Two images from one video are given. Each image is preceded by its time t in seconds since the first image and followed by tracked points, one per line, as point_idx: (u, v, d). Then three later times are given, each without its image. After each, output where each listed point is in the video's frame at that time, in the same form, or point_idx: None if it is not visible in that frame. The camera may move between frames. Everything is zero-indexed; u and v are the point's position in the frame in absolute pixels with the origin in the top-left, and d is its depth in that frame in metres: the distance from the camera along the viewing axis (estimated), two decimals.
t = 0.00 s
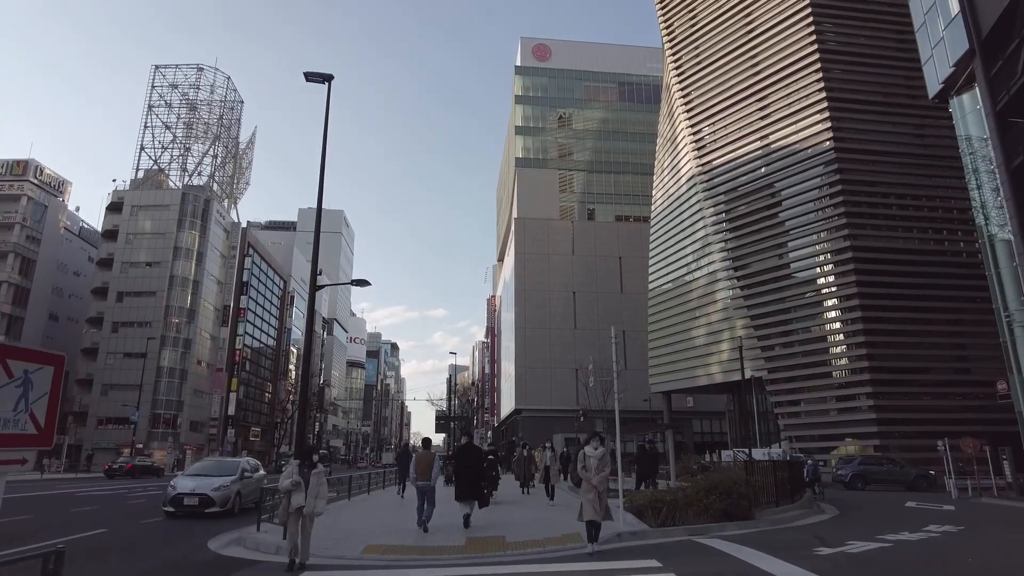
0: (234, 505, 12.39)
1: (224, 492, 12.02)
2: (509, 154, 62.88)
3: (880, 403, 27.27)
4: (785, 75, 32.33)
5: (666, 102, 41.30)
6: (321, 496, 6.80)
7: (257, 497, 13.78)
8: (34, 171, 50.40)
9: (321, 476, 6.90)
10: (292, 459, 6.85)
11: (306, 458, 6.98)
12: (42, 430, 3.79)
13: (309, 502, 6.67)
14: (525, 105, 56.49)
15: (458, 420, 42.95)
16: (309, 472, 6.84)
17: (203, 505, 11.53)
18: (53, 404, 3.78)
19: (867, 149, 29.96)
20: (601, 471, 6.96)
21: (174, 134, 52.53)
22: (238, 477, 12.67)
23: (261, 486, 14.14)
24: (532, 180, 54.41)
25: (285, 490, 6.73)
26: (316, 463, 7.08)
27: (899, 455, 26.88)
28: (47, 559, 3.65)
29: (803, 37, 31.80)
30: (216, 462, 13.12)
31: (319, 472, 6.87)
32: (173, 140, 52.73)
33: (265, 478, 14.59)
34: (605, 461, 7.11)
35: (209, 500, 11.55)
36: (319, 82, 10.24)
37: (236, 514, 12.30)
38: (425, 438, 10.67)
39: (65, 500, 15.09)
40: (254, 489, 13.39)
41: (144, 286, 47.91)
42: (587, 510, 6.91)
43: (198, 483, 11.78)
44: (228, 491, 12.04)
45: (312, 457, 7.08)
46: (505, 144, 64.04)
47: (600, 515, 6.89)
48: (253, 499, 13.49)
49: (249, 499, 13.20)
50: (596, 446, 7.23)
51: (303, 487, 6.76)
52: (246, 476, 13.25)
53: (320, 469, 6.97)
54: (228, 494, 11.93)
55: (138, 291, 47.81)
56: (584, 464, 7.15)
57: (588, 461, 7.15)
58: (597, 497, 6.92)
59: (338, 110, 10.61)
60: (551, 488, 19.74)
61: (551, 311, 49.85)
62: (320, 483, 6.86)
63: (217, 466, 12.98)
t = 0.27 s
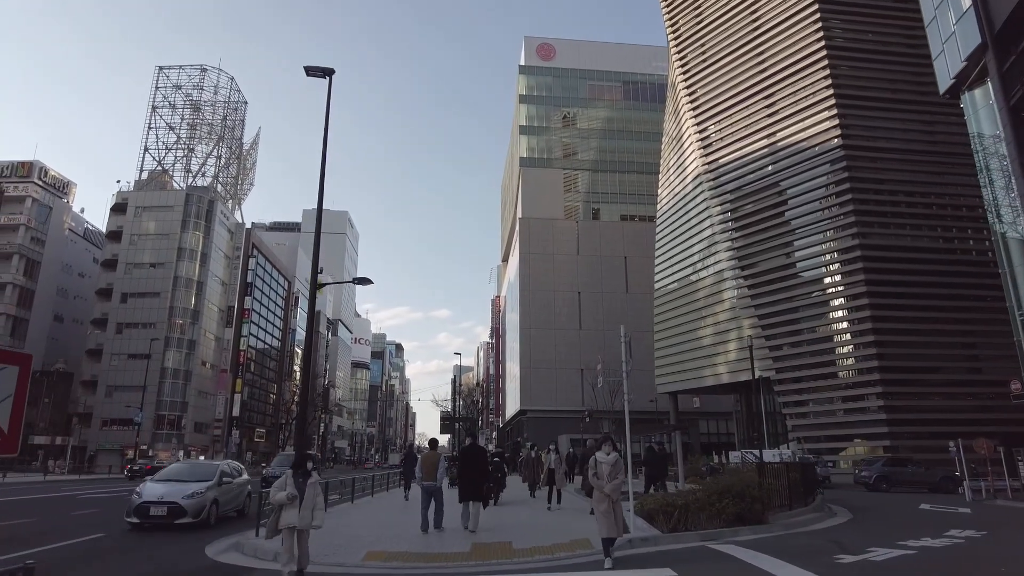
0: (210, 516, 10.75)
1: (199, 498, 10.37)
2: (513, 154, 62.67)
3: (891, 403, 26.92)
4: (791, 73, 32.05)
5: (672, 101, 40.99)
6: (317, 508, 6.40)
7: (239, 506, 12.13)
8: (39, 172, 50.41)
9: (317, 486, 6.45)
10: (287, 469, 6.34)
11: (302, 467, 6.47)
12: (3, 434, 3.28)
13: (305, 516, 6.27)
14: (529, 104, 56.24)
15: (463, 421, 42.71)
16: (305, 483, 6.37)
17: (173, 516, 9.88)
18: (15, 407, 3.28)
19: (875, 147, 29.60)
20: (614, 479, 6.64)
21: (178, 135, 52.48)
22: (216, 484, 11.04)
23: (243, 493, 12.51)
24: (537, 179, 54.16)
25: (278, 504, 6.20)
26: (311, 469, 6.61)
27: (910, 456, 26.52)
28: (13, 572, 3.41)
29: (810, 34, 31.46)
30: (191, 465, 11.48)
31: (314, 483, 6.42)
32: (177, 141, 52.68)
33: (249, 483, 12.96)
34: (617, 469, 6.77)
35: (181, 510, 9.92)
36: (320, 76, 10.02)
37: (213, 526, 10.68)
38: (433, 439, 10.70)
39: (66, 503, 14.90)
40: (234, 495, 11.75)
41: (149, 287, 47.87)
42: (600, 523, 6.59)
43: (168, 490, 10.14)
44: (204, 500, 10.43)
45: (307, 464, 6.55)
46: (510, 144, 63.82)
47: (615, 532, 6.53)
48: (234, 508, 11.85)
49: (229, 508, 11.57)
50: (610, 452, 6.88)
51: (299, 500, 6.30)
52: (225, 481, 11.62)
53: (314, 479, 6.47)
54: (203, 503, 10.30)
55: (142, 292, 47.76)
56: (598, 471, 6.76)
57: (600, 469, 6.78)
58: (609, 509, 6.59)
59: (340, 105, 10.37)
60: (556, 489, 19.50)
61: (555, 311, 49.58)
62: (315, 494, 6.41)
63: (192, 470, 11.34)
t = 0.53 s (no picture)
0: (178, 523, 9.58)
1: (166, 504, 9.20)
2: (517, 152, 62.47)
3: (900, 401, 26.58)
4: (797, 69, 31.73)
5: (677, 97, 40.69)
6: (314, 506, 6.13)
7: (214, 510, 10.95)
8: (43, 172, 50.44)
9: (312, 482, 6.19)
10: (280, 465, 6.10)
11: (296, 462, 6.23)
12: None
13: (301, 516, 5.98)
14: (533, 102, 56.00)
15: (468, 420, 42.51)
16: (299, 479, 6.11)
17: (131, 525, 8.70)
18: None
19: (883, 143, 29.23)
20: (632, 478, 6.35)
21: (182, 134, 52.46)
22: (187, 486, 9.87)
23: (221, 495, 11.35)
24: (541, 178, 53.93)
25: (270, 502, 5.94)
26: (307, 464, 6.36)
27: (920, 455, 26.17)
28: None
29: (818, 29, 31.10)
30: (160, 465, 10.29)
31: (309, 479, 6.18)
32: (181, 140, 52.63)
33: (228, 485, 11.78)
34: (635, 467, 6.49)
35: (142, 518, 8.75)
36: (322, 67, 9.83)
37: (181, 535, 9.51)
38: (446, 437, 10.71)
39: (66, 502, 14.78)
40: (207, 500, 10.58)
41: (152, 287, 47.87)
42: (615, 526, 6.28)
43: (128, 494, 8.96)
44: (171, 506, 9.26)
45: (301, 458, 6.30)
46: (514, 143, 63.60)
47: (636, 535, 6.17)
48: (209, 513, 10.68)
49: (201, 513, 10.40)
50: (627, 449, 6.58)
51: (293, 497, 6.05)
52: (198, 483, 10.45)
53: (308, 475, 6.22)
54: (169, 509, 9.14)
55: (146, 291, 47.75)
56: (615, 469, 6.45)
57: (617, 467, 6.48)
58: (627, 511, 6.28)
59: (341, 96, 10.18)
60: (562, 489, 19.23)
61: (560, 309, 49.34)
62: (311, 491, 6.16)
63: (161, 470, 10.16)
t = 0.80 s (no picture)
0: (136, 536, 8.45)
1: (120, 515, 8.10)
2: (520, 151, 62.23)
3: (907, 401, 26.28)
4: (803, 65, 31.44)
5: (681, 95, 40.42)
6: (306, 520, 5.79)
7: (181, 519, 9.86)
8: (45, 171, 50.31)
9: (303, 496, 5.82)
10: (268, 476, 5.74)
11: (287, 473, 5.85)
12: None
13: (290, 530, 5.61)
14: (536, 101, 55.73)
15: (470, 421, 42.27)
16: (288, 492, 5.76)
17: (75, 541, 7.59)
18: None
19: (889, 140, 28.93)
20: (652, 484, 5.79)
21: (184, 133, 52.30)
22: (147, 494, 8.76)
23: (191, 502, 10.26)
24: (544, 176, 53.66)
25: (256, 513, 5.61)
26: (299, 472, 5.99)
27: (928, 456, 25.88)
28: None
29: (823, 25, 30.81)
30: (118, 469, 9.17)
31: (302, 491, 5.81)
32: (182, 139, 52.49)
33: (199, 489, 10.68)
34: (657, 470, 5.90)
35: (89, 533, 7.64)
36: (322, 59, 9.60)
37: (137, 550, 8.41)
38: (451, 438, 10.63)
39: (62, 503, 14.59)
40: (172, 507, 9.47)
41: (154, 286, 47.76)
42: (631, 534, 5.79)
43: (73, 506, 7.85)
44: (125, 517, 8.16)
45: (291, 469, 5.91)
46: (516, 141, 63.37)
47: (654, 549, 5.67)
48: (174, 523, 9.59)
49: (165, 523, 9.29)
50: (649, 452, 5.93)
51: (283, 510, 5.71)
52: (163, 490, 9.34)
53: (298, 489, 5.84)
54: (122, 521, 8.02)
55: (147, 291, 47.63)
56: (633, 473, 5.90)
57: (637, 472, 5.89)
58: (646, 520, 5.76)
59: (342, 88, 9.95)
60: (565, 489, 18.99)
61: (562, 309, 49.09)
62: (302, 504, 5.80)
63: (119, 475, 9.07)
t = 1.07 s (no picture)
0: (75, 552, 7.08)
1: (53, 528, 6.76)
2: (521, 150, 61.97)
3: (913, 401, 25.95)
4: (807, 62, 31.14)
5: (684, 92, 40.14)
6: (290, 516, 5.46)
7: (137, 530, 8.51)
8: (45, 170, 50.16)
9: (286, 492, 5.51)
10: (250, 474, 5.54)
11: (272, 472, 5.63)
12: None
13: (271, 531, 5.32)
14: (538, 99, 55.47)
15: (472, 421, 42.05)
16: (269, 490, 5.53)
17: None
18: None
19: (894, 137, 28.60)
20: (677, 492, 5.18)
21: (184, 132, 52.14)
22: (89, 501, 7.45)
23: (152, 510, 8.96)
24: (546, 175, 53.41)
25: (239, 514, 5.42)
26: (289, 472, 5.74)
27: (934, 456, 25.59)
28: None
29: (828, 22, 30.51)
30: (58, 474, 7.85)
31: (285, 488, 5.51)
32: (183, 138, 52.33)
33: (163, 496, 9.38)
34: (682, 476, 5.28)
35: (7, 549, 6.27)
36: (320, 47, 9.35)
37: (76, 568, 7.03)
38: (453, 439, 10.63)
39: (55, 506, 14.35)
40: (124, 517, 8.11)
41: (154, 285, 47.59)
42: (655, 548, 5.16)
43: None
44: (58, 530, 6.81)
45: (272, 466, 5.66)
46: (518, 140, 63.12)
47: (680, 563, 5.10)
48: (129, 535, 8.24)
49: (116, 536, 7.93)
50: (672, 454, 5.30)
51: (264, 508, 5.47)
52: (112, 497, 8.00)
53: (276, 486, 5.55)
54: (53, 535, 6.66)
55: (148, 290, 47.48)
56: (654, 480, 5.29)
57: (656, 479, 5.28)
58: (672, 532, 5.15)
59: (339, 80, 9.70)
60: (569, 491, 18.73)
61: (565, 308, 48.84)
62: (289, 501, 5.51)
63: (60, 481, 7.75)
